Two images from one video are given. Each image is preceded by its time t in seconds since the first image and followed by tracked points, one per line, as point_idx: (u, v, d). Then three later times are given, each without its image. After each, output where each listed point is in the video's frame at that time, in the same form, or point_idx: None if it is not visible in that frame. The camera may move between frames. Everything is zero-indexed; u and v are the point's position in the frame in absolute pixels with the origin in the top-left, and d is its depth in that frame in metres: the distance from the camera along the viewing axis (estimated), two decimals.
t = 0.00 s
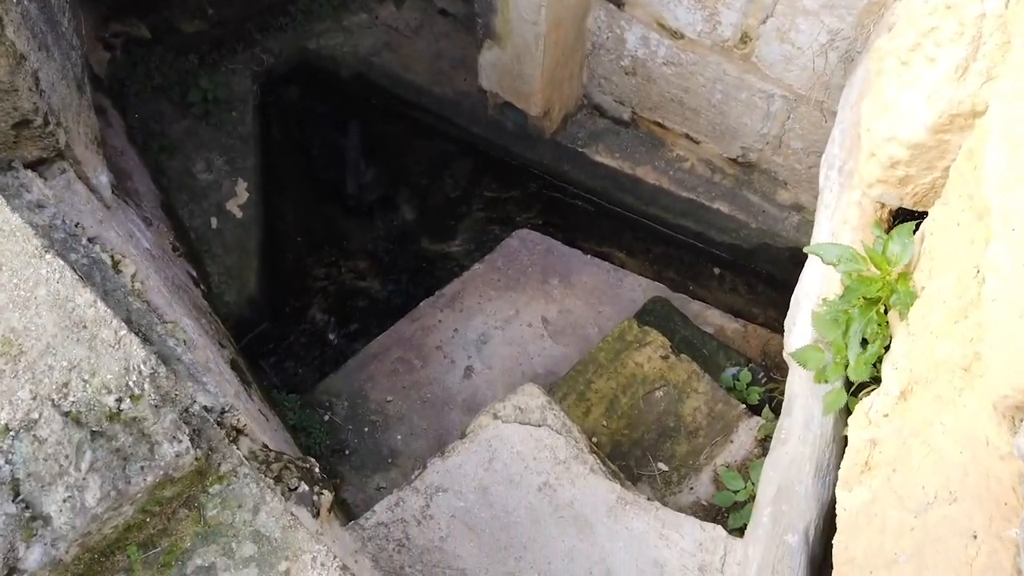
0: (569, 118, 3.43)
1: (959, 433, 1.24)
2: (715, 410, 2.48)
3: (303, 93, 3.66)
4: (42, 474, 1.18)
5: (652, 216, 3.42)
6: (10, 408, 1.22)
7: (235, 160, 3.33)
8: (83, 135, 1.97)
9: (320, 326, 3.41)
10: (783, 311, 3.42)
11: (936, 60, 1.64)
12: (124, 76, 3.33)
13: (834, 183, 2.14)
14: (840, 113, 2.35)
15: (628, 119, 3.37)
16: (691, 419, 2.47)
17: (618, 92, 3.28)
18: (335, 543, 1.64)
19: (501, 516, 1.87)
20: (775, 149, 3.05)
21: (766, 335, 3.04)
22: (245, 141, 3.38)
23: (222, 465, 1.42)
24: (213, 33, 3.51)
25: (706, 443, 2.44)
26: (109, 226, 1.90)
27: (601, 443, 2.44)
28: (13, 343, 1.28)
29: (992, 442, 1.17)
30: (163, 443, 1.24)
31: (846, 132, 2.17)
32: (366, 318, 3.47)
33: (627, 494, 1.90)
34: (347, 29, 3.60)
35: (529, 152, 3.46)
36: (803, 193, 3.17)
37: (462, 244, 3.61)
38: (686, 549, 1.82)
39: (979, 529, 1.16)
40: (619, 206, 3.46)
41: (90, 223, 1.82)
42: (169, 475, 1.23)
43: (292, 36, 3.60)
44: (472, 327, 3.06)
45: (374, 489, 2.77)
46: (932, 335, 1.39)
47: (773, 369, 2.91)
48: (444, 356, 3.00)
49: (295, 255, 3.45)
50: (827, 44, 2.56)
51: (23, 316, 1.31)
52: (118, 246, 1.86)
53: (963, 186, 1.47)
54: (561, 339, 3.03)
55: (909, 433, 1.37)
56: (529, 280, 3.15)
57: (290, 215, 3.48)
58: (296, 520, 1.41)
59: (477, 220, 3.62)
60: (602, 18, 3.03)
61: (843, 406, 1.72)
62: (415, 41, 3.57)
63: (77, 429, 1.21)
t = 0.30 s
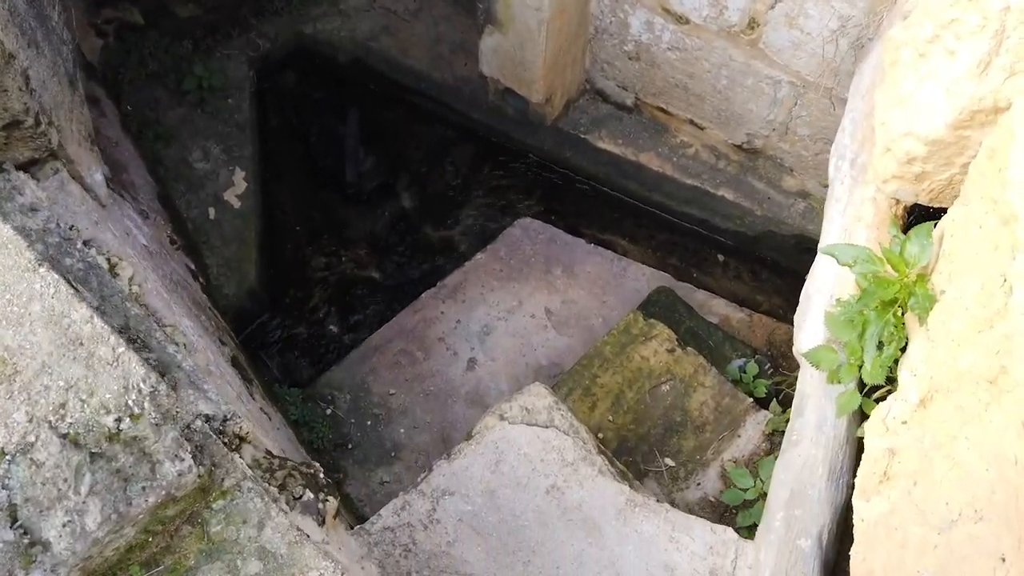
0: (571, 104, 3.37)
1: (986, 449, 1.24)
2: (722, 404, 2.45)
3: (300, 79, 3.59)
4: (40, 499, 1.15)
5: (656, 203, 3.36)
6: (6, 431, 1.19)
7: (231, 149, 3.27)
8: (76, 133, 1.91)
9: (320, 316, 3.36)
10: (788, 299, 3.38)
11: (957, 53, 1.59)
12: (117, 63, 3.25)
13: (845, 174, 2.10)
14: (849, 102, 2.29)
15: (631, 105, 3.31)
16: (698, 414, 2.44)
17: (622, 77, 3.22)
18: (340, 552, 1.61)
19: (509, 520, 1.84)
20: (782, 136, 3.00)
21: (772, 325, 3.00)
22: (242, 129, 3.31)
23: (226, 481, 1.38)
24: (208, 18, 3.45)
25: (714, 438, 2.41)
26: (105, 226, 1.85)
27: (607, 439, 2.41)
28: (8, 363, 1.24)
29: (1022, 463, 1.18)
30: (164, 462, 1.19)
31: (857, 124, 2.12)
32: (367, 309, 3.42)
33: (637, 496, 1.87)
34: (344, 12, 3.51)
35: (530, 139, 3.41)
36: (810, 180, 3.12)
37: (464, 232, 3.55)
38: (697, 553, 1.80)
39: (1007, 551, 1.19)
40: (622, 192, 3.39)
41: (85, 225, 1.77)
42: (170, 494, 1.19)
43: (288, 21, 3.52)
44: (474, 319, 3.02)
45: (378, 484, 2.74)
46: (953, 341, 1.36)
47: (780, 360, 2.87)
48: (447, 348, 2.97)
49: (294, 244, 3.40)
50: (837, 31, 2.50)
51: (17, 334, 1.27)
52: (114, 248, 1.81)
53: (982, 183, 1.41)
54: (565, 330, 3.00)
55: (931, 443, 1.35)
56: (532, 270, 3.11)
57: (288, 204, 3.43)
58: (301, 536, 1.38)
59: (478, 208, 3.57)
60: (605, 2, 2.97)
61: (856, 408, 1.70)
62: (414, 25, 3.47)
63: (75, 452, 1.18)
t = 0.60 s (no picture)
0: (574, 92, 3.30)
1: (1018, 469, 1.22)
2: (730, 403, 2.41)
3: (296, 68, 3.52)
4: (34, 527, 1.10)
5: (661, 192, 3.31)
6: None
7: (228, 141, 3.21)
8: (68, 134, 1.86)
9: (319, 310, 3.31)
10: (794, 290, 3.34)
11: (979, 50, 1.53)
12: (110, 53, 3.18)
13: (857, 169, 2.04)
14: (861, 93, 2.24)
15: (635, 94, 3.24)
16: (706, 412, 2.40)
17: (625, 66, 3.15)
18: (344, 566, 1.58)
19: (516, 527, 1.82)
20: (789, 125, 2.94)
21: (779, 318, 2.95)
22: (239, 120, 3.25)
23: (225, 500, 1.33)
24: (202, 7, 3.35)
25: (722, 437, 2.38)
26: (98, 230, 1.80)
27: (613, 439, 2.38)
28: None
29: None
30: (163, 485, 1.17)
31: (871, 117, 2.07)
32: (368, 304, 3.36)
33: (646, 501, 1.83)
34: None
35: (532, 129, 3.36)
36: (818, 170, 3.07)
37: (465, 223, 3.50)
38: (708, 560, 1.76)
39: None
40: (625, 182, 3.35)
41: (78, 230, 1.71)
42: (170, 517, 1.17)
43: (284, 9, 3.42)
44: (476, 314, 2.98)
45: (380, 483, 2.71)
46: (978, 351, 1.32)
47: (787, 354, 2.83)
48: (449, 344, 2.93)
49: (292, 238, 3.33)
50: (849, 20, 2.44)
51: (6, 355, 1.20)
52: (109, 253, 1.76)
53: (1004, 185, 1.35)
54: (569, 325, 2.96)
55: (956, 456, 1.31)
56: (535, 264, 3.06)
57: (286, 196, 3.36)
58: (304, 557, 1.38)
59: (479, 199, 3.52)
60: None
61: (871, 414, 1.67)
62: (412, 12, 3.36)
63: (70, 478, 1.14)
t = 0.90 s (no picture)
0: (576, 83, 3.23)
1: None
2: (738, 403, 2.37)
3: (293, 60, 3.46)
4: (32, 564, 1.08)
5: (666, 184, 3.27)
6: None
7: (225, 135, 3.15)
8: (60, 138, 1.79)
9: (319, 307, 3.27)
10: (800, 283, 3.30)
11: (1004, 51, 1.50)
12: (103, 46, 3.11)
13: (870, 167, 1.99)
14: (872, 88, 2.18)
15: (638, 85, 3.18)
16: (714, 413, 2.37)
17: (628, 56, 3.08)
18: None
19: (523, 539, 1.79)
20: (797, 117, 2.88)
21: (787, 314, 2.90)
22: (235, 114, 3.19)
23: (228, 525, 1.30)
24: None
25: (731, 439, 2.34)
26: (93, 239, 1.74)
27: (621, 442, 2.33)
28: None
29: None
30: (163, 515, 1.16)
31: (883, 116, 2.03)
32: (370, 300, 3.33)
33: (656, 511, 1.81)
34: None
35: (534, 120, 3.31)
36: (825, 162, 3.01)
37: (467, 216, 3.46)
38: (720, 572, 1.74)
39: None
40: (629, 174, 3.32)
41: (72, 241, 1.66)
42: (171, 547, 1.16)
43: None
44: (479, 311, 2.94)
45: (384, 484, 2.68)
46: (1003, 368, 1.28)
47: (794, 351, 2.80)
48: (451, 342, 2.89)
49: (291, 233, 3.29)
50: (861, 12, 2.38)
51: None
52: (104, 262, 1.71)
53: None
54: (573, 322, 2.92)
55: (979, 476, 1.29)
56: (538, 260, 3.02)
57: (285, 190, 3.32)
58: None
59: (481, 191, 3.48)
60: None
61: (886, 423, 1.64)
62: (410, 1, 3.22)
63: (68, 512, 1.12)
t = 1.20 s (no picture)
0: (578, 77, 3.18)
1: None
2: (745, 405, 2.34)
3: (291, 55, 3.45)
4: None
5: (669, 179, 3.24)
6: None
7: (222, 132, 3.10)
8: (54, 144, 1.74)
9: (319, 306, 3.24)
10: (804, 278, 3.27)
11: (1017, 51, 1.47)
12: (96, 42, 3.05)
13: (882, 167, 1.96)
14: (883, 85, 2.14)
15: (641, 79, 3.13)
16: (720, 415, 2.34)
17: (631, 50, 3.04)
18: None
19: (529, 549, 1.78)
20: (803, 112, 2.84)
21: (792, 311, 2.87)
22: (232, 111, 3.14)
23: (231, 546, 1.37)
24: None
25: (737, 441, 2.32)
26: (89, 247, 1.70)
27: (626, 445, 2.32)
28: None
29: None
30: (163, 540, 1.29)
31: (895, 116, 2.01)
32: (371, 299, 3.29)
33: (665, 520, 1.80)
34: None
35: (536, 113, 3.26)
36: (831, 157, 2.97)
37: (468, 212, 3.42)
38: None
39: None
40: (633, 169, 3.28)
41: (69, 248, 1.63)
42: (171, 570, 1.29)
43: None
44: (481, 310, 2.91)
45: (387, 486, 2.66)
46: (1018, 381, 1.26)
47: (800, 350, 2.77)
48: (453, 342, 2.86)
49: (290, 231, 3.27)
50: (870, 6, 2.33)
51: None
52: (100, 272, 1.66)
53: None
54: (576, 321, 2.89)
55: (998, 494, 1.26)
56: (540, 258, 2.99)
57: (283, 187, 3.30)
58: None
59: (481, 187, 3.44)
60: None
61: (898, 432, 1.62)
62: None
63: (65, 540, 1.24)
